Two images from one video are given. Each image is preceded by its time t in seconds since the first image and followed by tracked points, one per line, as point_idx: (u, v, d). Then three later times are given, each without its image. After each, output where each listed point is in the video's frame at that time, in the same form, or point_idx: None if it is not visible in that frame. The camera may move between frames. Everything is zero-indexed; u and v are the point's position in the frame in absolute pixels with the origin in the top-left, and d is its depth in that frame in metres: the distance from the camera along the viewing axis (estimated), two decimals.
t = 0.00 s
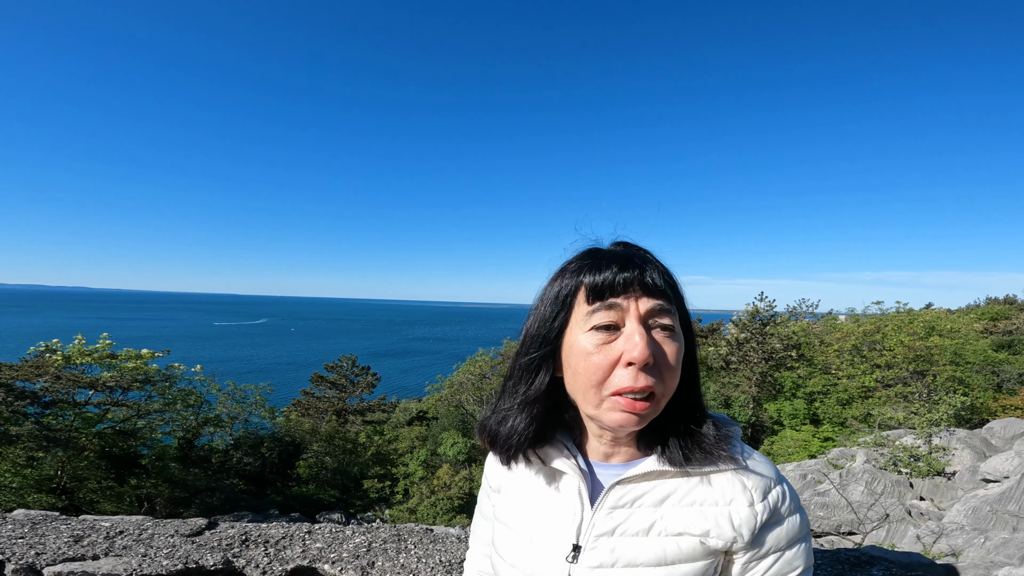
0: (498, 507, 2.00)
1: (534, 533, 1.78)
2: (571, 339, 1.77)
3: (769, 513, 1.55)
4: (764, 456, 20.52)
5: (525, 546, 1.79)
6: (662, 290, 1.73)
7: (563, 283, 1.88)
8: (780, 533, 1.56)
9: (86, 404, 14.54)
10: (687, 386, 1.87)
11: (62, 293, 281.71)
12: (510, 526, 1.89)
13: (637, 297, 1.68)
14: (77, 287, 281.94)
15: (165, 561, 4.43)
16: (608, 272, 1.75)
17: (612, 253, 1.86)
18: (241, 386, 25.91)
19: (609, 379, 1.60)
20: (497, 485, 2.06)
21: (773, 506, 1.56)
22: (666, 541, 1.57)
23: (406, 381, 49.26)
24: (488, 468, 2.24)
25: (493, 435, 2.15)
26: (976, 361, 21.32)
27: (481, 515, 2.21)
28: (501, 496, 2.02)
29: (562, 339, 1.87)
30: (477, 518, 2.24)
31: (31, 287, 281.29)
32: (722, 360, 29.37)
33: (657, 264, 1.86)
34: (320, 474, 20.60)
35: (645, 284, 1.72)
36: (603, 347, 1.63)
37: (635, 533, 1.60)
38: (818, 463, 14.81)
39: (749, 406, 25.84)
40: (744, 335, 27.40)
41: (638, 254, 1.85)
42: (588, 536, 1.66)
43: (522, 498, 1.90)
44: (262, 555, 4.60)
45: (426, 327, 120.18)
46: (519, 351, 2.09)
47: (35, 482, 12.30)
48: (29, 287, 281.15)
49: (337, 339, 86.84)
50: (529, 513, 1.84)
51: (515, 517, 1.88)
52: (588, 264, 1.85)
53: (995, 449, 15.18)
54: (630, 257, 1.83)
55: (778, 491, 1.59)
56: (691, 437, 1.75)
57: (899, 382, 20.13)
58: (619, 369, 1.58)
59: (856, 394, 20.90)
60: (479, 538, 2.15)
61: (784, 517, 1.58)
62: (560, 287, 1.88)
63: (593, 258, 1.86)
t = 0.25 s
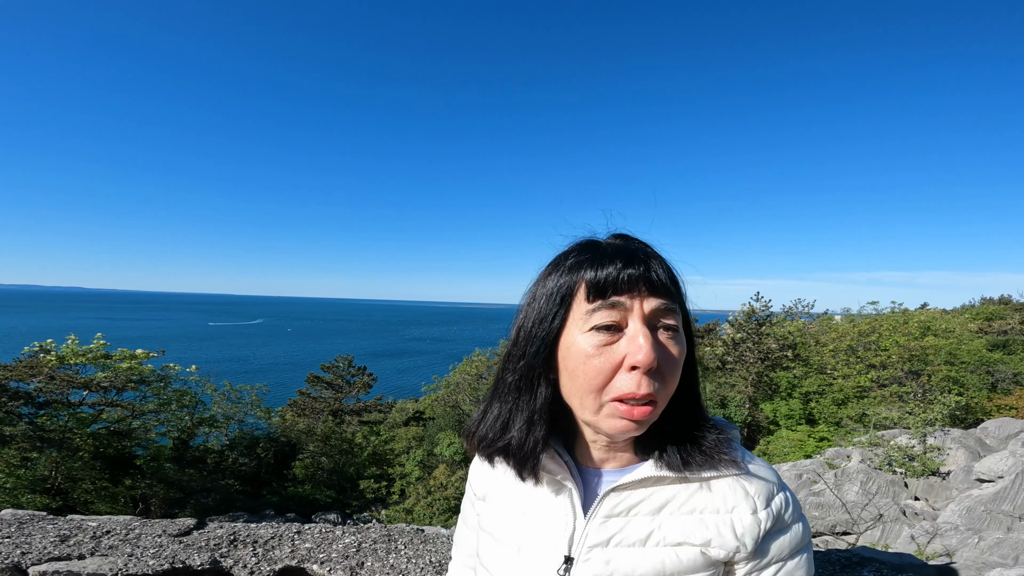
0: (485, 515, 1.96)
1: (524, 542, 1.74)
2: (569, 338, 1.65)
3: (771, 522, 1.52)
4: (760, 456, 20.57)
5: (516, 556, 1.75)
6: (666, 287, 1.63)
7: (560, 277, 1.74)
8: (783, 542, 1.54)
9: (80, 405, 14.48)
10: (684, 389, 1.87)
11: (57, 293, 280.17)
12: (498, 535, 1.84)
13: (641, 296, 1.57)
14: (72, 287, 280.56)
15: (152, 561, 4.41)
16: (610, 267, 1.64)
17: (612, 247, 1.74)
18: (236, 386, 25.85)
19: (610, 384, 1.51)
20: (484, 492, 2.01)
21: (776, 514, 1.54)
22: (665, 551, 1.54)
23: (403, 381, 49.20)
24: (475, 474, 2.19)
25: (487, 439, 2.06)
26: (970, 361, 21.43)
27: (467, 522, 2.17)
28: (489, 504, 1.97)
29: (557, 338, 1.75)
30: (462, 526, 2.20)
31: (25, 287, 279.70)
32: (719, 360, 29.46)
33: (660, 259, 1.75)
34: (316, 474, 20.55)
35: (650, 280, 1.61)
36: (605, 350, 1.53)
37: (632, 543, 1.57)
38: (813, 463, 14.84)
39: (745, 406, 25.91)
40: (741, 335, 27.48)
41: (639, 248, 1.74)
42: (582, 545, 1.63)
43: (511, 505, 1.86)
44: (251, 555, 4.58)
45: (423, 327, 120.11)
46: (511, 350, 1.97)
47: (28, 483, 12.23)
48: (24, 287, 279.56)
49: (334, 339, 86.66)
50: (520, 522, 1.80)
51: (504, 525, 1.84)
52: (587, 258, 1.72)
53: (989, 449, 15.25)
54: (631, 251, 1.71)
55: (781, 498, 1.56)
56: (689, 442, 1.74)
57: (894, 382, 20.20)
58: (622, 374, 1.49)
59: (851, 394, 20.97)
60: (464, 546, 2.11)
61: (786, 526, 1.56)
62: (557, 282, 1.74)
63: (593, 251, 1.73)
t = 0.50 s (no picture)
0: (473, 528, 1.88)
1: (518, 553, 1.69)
2: (563, 342, 1.63)
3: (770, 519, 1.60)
4: (756, 455, 20.64)
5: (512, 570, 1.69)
6: (659, 287, 1.65)
7: (552, 279, 1.71)
8: (779, 540, 1.62)
9: (75, 405, 14.42)
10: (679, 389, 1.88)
11: (52, 293, 278.77)
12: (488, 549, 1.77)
13: (637, 298, 1.57)
14: (68, 287, 279.27)
15: (143, 559, 4.44)
16: (606, 267, 1.62)
17: (604, 245, 1.73)
18: (233, 386, 25.79)
19: (610, 387, 1.50)
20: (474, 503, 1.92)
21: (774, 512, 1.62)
22: (672, 554, 1.55)
23: (400, 381, 49.18)
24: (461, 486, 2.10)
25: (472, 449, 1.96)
26: (965, 361, 21.57)
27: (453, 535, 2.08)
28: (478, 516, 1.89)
29: (549, 340, 1.72)
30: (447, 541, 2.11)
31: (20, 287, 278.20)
32: (715, 360, 29.60)
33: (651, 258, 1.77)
34: (312, 474, 20.50)
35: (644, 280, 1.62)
36: (604, 352, 1.52)
37: (638, 547, 1.57)
38: (809, 463, 14.89)
39: (741, 406, 26.02)
40: (737, 335, 27.60)
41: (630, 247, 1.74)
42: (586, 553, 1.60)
43: (505, 515, 1.79)
44: (242, 553, 4.61)
45: (421, 327, 120.06)
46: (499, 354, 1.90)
47: (23, 483, 12.18)
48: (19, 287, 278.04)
49: (331, 339, 86.52)
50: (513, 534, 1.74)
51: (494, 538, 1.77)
52: (580, 257, 1.70)
53: (983, 448, 15.36)
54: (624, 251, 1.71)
55: (775, 496, 1.65)
56: (687, 443, 1.78)
57: (890, 382, 20.31)
58: (623, 377, 1.49)
59: (847, 394, 21.05)
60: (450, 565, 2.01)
61: (781, 522, 1.65)
62: (550, 283, 1.71)
63: (585, 251, 1.71)
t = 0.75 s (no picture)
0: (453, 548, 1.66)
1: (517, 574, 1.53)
2: (552, 346, 1.57)
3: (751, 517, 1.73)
4: (751, 455, 20.77)
5: None
6: (646, 286, 1.64)
7: (538, 283, 1.67)
8: (759, 535, 1.74)
9: (70, 405, 14.42)
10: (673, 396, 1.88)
11: (47, 293, 277.56)
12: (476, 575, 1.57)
13: (625, 296, 1.56)
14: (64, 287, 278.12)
15: (133, 556, 4.50)
16: (592, 267, 1.61)
17: (588, 247, 1.72)
18: (229, 386, 25.77)
19: (602, 390, 1.45)
20: (450, 521, 1.69)
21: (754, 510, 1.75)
22: (679, 556, 1.57)
23: (397, 381, 49.20)
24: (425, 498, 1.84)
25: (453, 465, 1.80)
26: (959, 361, 21.72)
27: (415, 554, 1.81)
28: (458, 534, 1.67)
29: (536, 346, 1.66)
30: (406, 560, 1.84)
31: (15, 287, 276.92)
32: (711, 360, 29.77)
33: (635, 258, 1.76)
34: (308, 475, 20.47)
35: (631, 279, 1.61)
36: (595, 354, 1.48)
37: (647, 552, 1.56)
38: (803, 463, 14.97)
39: (737, 405, 26.17)
40: (732, 335, 27.78)
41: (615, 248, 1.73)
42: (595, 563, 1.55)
43: (495, 529, 1.63)
44: (232, 550, 4.65)
45: (418, 327, 120.07)
46: (483, 364, 1.80)
47: (18, 483, 12.22)
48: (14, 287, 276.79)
49: (328, 339, 86.44)
50: (508, 552, 1.57)
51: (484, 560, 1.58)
52: (564, 259, 1.68)
53: (975, 448, 15.46)
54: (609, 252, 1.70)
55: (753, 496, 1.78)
56: (680, 445, 1.80)
57: (884, 381, 20.44)
58: (616, 379, 1.44)
59: (842, 394, 21.16)
60: None
61: (759, 520, 1.78)
62: (535, 286, 1.67)
63: (568, 253, 1.69)
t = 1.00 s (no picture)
0: (424, 554, 1.56)
1: (498, 574, 1.52)
2: (523, 347, 1.60)
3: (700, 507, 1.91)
4: (748, 455, 20.84)
5: None
6: (615, 287, 1.69)
7: (508, 283, 1.69)
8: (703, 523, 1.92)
9: (67, 405, 14.41)
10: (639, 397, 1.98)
11: (44, 293, 276.61)
12: None
13: (594, 296, 1.61)
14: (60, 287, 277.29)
15: (130, 556, 4.53)
16: (561, 267, 1.66)
17: (559, 246, 1.76)
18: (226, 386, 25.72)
19: (571, 389, 1.50)
20: (421, 526, 1.58)
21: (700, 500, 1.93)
22: (649, 544, 1.69)
23: (395, 382, 49.17)
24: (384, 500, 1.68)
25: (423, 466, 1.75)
26: (954, 361, 21.83)
27: (371, 559, 1.65)
28: (429, 539, 1.57)
29: (509, 346, 1.66)
30: (360, 566, 1.68)
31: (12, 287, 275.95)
32: (708, 360, 29.88)
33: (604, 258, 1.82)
34: (305, 475, 20.41)
35: (598, 279, 1.67)
36: (563, 352, 1.52)
37: (622, 542, 1.65)
38: (799, 463, 15.02)
39: (734, 405, 26.27)
40: (729, 335, 27.97)
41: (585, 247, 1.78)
42: (577, 556, 1.59)
43: (470, 531, 1.58)
44: (228, 549, 4.68)
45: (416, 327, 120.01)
46: (458, 364, 1.78)
47: (15, 484, 12.25)
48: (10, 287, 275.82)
49: (326, 339, 86.29)
50: (487, 552, 1.55)
51: (464, 564, 1.53)
52: (534, 259, 1.71)
53: (970, 447, 15.53)
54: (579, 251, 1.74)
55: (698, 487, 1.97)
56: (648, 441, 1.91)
57: (880, 381, 20.53)
58: (584, 377, 1.48)
59: (838, 394, 21.23)
60: None
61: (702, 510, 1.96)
62: (506, 286, 1.69)
63: (538, 253, 1.72)
